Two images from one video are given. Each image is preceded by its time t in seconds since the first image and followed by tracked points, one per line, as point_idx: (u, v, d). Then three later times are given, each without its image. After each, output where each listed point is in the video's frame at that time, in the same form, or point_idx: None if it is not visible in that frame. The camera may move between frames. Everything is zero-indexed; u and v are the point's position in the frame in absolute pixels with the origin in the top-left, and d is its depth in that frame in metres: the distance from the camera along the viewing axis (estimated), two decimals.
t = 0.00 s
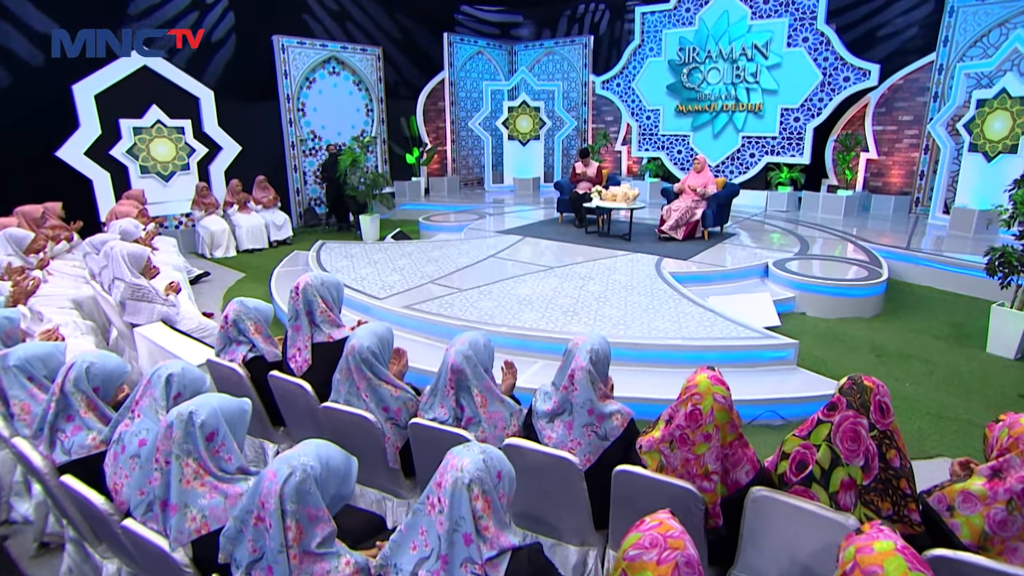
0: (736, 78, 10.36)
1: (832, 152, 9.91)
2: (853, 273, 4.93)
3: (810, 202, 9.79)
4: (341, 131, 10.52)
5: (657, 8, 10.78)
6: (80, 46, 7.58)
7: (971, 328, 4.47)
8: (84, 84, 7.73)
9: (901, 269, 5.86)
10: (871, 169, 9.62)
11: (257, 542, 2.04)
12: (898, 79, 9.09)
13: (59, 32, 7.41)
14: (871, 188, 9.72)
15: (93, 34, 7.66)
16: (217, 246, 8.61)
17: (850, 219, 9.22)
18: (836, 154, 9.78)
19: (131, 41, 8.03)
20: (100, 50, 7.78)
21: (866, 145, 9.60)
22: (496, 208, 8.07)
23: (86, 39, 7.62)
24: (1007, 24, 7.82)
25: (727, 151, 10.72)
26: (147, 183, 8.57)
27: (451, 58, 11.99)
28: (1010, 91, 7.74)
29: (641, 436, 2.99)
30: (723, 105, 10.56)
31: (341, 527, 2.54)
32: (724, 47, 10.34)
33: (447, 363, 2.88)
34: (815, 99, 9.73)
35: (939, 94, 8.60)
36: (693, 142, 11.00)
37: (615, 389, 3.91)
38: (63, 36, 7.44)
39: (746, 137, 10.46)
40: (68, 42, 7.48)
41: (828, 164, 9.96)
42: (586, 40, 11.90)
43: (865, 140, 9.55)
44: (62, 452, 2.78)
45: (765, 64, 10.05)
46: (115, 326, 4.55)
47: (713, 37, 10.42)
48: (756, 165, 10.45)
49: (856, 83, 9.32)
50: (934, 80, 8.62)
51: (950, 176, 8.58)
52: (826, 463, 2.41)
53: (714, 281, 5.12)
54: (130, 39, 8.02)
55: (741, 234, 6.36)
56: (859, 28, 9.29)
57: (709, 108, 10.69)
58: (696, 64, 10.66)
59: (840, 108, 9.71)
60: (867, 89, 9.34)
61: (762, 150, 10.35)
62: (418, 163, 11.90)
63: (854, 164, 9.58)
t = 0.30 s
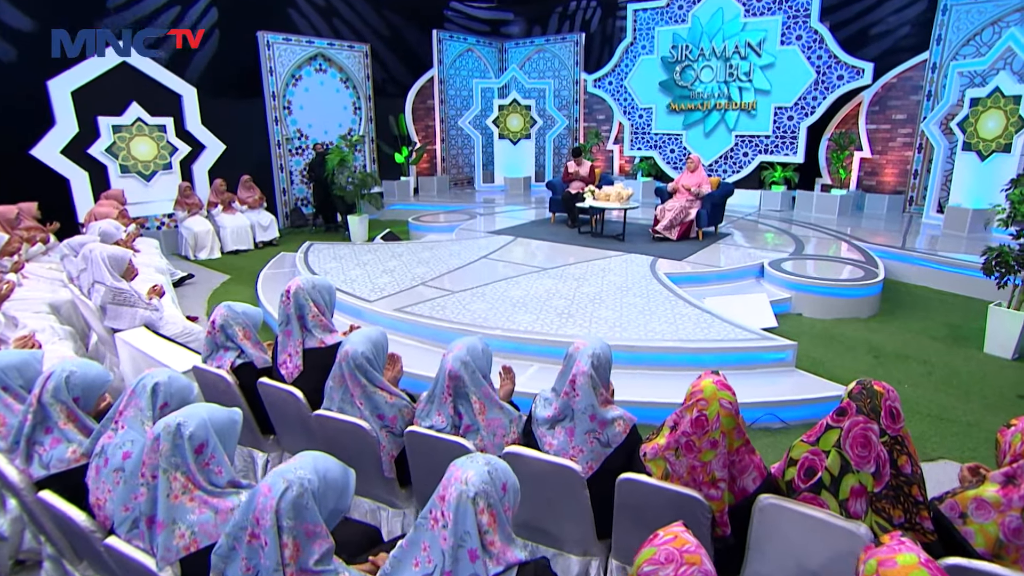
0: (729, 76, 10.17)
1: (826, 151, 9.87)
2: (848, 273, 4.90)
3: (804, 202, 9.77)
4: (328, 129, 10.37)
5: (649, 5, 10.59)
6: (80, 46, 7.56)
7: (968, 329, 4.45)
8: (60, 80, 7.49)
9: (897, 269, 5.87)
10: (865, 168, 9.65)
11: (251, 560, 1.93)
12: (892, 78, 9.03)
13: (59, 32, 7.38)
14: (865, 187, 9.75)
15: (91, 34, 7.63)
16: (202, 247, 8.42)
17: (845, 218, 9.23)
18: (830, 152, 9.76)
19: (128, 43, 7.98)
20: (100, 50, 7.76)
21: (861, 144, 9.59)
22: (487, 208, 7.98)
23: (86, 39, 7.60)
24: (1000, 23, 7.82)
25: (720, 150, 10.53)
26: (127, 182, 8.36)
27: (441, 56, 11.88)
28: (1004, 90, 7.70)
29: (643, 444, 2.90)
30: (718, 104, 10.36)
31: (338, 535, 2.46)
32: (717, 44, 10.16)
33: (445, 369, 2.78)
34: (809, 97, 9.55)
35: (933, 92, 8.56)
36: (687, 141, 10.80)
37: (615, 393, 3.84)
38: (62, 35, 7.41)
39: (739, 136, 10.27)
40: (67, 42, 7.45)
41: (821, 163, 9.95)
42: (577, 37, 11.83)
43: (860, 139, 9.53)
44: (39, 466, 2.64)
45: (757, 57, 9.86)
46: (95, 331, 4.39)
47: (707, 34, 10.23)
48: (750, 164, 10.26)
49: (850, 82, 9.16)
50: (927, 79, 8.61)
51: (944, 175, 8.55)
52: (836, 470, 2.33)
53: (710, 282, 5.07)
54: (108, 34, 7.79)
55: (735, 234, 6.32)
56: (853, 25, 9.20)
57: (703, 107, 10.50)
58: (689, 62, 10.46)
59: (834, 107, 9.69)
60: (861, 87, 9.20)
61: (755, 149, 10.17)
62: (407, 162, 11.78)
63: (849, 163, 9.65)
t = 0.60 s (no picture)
0: (721, 74, 10.15)
1: (818, 150, 9.87)
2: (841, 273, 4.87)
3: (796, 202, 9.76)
4: (313, 128, 10.19)
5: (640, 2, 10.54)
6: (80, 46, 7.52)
7: (962, 328, 4.45)
8: (33, 76, 7.23)
9: (891, 268, 5.88)
10: (857, 166, 9.55)
11: None
12: (884, 76, 9.05)
13: (59, 32, 7.35)
14: (857, 185, 9.66)
15: (91, 33, 7.60)
16: (183, 249, 8.20)
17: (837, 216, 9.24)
18: (822, 151, 9.77)
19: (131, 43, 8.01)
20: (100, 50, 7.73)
21: (851, 143, 9.54)
22: (477, 208, 7.88)
23: (87, 39, 7.57)
24: (991, 22, 7.83)
25: (713, 147, 10.50)
26: (105, 182, 8.11)
27: (428, 53, 11.75)
28: (996, 88, 7.59)
29: (647, 450, 2.80)
30: (710, 103, 10.33)
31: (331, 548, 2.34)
32: (709, 42, 10.12)
33: (443, 374, 2.69)
34: (802, 95, 9.57)
35: (924, 91, 8.57)
36: (678, 139, 10.77)
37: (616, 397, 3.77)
38: (62, 35, 7.38)
39: (731, 135, 10.28)
40: (68, 42, 7.41)
41: (813, 163, 9.96)
42: (566, 35, 11.76)
43: (850, 138, 9.49)
44: (15, 481, 2.49)
45: (748, 53, 9.85)
46: (72, 336, 4.22)
47: (699, 32, 10.19)
48: (742, 163, 10.27)
49: (842, 80, 9.20)
50: (918, 77, 8.63)
51: (936, 173, 8.45)
52: (845, 476, 2.25)
53: (705, 282, 5.03)
54: (84, 28, 7.56)
55: (727, 234, 6.30)
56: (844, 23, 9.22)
57: (695, 106, 10.45)
58: (680, 60, 10.43)
59: (826, 105, 9.65)
60: (852, 86, 9.25)
61: (747, 148, 10.18)
62: (394, 161, 11.64)
63: (840, 161, 9.57)
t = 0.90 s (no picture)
0: (713, 73, 10.09)
1: (810, 150, 9.97)
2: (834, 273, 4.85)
3: (789, 202, 9.74)
4: (298, 126, 10.01)
5: None
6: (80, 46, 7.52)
7: (957, 328, 4.45)
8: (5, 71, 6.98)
9: (885, 267, 5.92)
10: (849, 167, 9.65)
11: None
12: (876, 75, 9.07)
13: (59, 32, 7.33)
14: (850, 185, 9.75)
15: (94, 35, 7.62)
16: (164, 251, 7.99)
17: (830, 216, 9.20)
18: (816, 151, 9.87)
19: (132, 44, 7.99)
20: (99, 49, 7.69)
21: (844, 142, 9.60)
22: (466, 208, 7.79)
23: (86, 39, 7.55)
24: (982, 20, 7.86)
25: (705, 146, 10.44)
26: (81, 181, 7.86)
27: (416, 49, 11.60)
28: (988, 87, 7.62)
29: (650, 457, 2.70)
30: (702, 101, 10.28)
31: (329, 563, 2.22)
32: (700, 40, 10.09)
33: (440, 381, 2.59)
34: (794, 94, 9.53)
35: (916, 90, 8.66)
36: (670, 138, 10.69)
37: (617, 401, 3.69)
38: (63, 36, 7.36)
39: (724, 133, 10.21)
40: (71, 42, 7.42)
41: (806, 162, 10.05)
42: (556, 32, 11.70)
43: (844, 137, 9.56)
44: None
45: (740, 51, 9.81)
46: (47, 342, 4.05)
47: (692, 29, 10.12)
48: (735, 161, 10.19)
49: (835, 78, 9.15)
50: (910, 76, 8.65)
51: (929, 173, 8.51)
52: (856, 482, 2.14)
53: (699, 283, 4.99)
54: (58, 22, 7.31)
55: (720, 233, 6.28)
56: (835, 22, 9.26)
57: (688, 105, 10.39)
58: (671, 58, 10.35)
59: (818, 105, 9.77)
60: (846, 84, 9.21)
61: (740, 146, 10.11)
62: (382, 160, 11.50)
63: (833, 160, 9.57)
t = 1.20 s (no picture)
0: (707, 71, 10.06)
1: (804, 148, 9.92)
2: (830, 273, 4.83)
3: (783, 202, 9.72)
4: (284, 124, 9.83)
5: None
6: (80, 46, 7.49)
7: (955, 328, 4.44)
8: None
9: (881, 267, 5.94)
10: (844, 166, 9.66)
11: None
12: (870, 73, 9.08)
13: (59, 32, 7.31)
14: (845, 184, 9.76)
15: (93, 34, 7.58)
16: (146, 253, 7.79)
17: (825, 216, 9.17)
18: (809, 149, 9.84)
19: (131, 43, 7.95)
20: (100, 50, 7.69)
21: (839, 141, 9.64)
22: (456, 208, 7.70)
23: (87, 39, 7.54)
24: (976, 19, 7.75)
25: (699, 145, 10.42)
26: (59, 181, 7.61)
27: (405, 47, 11.47)
28: (982, 86, 7.57)
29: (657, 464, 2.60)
30: (695, 99, 10.24)
31: None
32: (693, 38, 10.06)
33: (442, 389, 2.49)
34: (788, 92, 9.52)
35: (910, 88, 8.64)
36: (663, 138, 10.68)
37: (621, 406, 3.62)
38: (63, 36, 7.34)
39: (718, 132, 10.20)
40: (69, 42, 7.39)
41: (800, 161, 9.99)
42: (548, 29, 11.62)
43: (838, 136, 9.58)
44: None
45: (734, 49, 9.78)
46: (25, 349, 3.88)
47: (686, 26, 10.09)
48: (729, 161, 10.21)
49: (830, 76, 9.17)
50: (904, 74, 8.65)
51: (923, 171, 8.44)
52: (871, 490, 2.05)
53: (695, 284, 4.94)
54: (33, 16, 7.08)
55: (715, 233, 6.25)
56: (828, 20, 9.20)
57: (681, 103, 10.36)
58: (665, 56, 10.35)
59: (812, 103, 9.70)
60: (840, 83, 9.27)
61: (734, 146, 10.11)
62: (371, 159, 11.35)
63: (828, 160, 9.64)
